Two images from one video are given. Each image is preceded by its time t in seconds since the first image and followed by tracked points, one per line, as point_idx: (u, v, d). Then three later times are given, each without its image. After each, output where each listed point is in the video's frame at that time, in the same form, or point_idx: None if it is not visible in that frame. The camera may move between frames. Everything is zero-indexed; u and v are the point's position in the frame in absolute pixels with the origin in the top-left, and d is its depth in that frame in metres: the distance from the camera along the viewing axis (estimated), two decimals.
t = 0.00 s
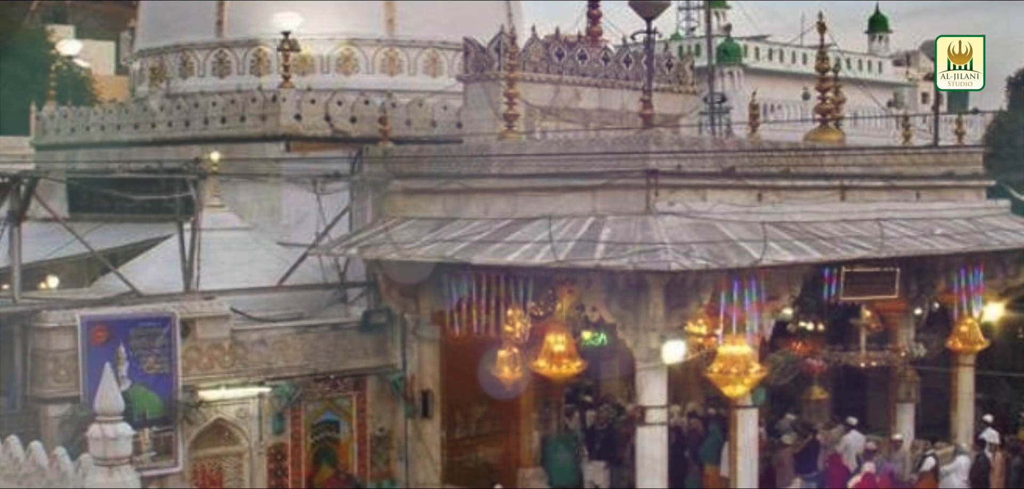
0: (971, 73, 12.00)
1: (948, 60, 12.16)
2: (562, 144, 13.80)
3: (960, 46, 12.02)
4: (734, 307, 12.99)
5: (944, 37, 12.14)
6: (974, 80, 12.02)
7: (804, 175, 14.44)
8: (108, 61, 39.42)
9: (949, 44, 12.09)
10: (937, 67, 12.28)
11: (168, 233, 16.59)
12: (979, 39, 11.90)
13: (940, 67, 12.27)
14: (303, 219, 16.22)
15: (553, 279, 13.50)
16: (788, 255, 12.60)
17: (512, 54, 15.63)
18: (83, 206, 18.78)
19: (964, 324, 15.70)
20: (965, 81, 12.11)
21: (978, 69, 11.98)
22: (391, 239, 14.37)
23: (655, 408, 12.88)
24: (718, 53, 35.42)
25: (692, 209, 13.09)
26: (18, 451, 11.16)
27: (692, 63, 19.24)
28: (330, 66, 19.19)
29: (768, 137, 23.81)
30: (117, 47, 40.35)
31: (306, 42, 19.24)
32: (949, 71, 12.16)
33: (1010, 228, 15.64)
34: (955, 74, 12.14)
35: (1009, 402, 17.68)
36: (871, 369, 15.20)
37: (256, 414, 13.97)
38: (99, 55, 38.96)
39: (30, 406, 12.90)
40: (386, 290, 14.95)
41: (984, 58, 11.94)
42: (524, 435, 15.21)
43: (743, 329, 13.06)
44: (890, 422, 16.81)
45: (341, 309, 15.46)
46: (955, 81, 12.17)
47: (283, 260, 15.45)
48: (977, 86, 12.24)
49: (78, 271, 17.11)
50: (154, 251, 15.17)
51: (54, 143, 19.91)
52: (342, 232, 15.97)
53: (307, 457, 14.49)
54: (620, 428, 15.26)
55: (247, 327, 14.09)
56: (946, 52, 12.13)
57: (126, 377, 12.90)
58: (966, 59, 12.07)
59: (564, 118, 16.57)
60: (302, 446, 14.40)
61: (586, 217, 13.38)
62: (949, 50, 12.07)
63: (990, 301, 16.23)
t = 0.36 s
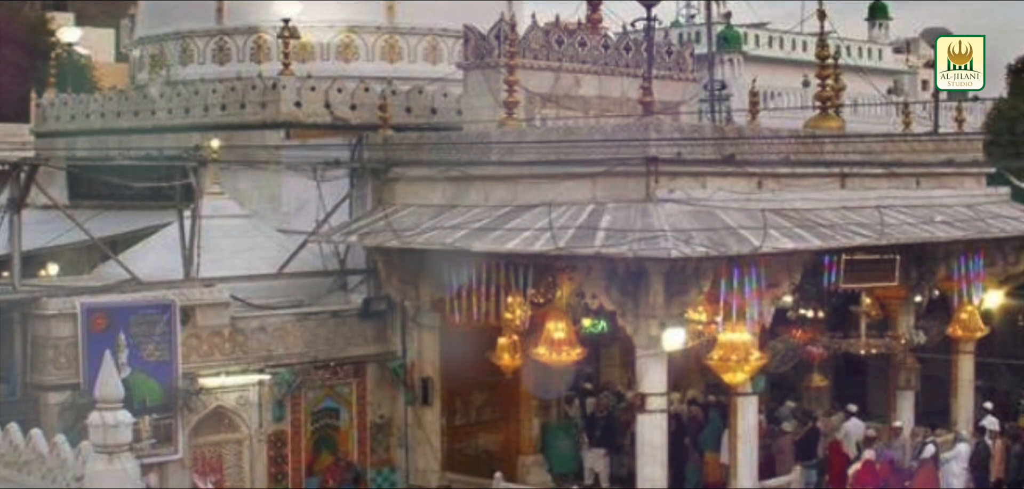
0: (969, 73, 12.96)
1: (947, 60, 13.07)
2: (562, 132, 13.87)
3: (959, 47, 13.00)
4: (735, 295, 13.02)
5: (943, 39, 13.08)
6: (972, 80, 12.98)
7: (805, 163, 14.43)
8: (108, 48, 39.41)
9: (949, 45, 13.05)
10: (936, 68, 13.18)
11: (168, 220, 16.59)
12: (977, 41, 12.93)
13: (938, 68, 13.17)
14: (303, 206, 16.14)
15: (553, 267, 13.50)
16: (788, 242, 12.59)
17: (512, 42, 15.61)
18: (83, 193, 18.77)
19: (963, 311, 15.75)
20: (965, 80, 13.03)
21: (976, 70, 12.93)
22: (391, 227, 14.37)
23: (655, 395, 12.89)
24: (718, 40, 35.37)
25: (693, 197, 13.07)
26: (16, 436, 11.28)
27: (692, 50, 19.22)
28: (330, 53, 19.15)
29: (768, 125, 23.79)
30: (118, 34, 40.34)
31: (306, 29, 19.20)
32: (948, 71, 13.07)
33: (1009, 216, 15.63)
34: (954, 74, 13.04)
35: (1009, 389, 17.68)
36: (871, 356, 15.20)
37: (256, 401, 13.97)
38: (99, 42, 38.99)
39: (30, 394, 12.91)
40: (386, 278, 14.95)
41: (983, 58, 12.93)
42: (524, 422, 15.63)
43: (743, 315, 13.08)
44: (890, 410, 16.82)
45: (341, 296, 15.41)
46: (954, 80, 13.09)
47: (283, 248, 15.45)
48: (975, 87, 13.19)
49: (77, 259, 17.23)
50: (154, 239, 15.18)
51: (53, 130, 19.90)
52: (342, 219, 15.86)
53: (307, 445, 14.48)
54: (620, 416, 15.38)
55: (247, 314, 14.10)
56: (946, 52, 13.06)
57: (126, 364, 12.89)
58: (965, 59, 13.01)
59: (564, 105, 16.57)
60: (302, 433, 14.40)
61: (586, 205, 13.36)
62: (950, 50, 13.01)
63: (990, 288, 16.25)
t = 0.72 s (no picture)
0: (970, 73, 12.03)
1: (947, 60, 12.13)
2: (562, 119, 13.79)
3: (960, 46, 12.04)
4: (735, 282, 13.04)
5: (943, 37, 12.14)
6: (974, 80, 12.05)
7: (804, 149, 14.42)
8: (109, 36, 39.38)
9: (949, 44, 12.10)
10: (935, 68, 12.21)
11: (168, 207, 16.58)
12: (979, 39, 11.99)
13: (937, 67, 12.20)
14: (303, 193, 16.05)
15: (554, 254, 13.40)
16: (788, 229, 12.59)
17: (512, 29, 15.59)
18: (83, 180, 18.76)
19: (963, 298, 15.74)
20: (967, 81, 12.07)
21: (978, 70, 12.01)
22: (391, 214, 14.38)
23: (655, 383, 12.89)
24: (718, 28, 35.28)
25: (693, 184, 13.08)
26: (16, 423, 11.31)
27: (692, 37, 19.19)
28: (330, 40, 19.14)
29: (767, 112, 23.74)
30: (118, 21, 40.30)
31: (306, 17, 19.20)
32: (949, 72, 12.11)
33: (1009, 203, 15.62)
34: (955, 74, 12.07)
35: (1010, 377, 17.67)
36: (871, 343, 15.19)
37: (256, 389, 13.99)
38: (99, 30, 38.96)
39: (30, 381, 12.92)
40: (386, 265, 14.94)
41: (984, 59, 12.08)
42: (524, 409, 15.68)
43: (743, 303, 13.10)
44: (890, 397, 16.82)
45: (342, 283, 15.41)
46: (955, 81, 12.11)
47: (283, 235, 15.48)
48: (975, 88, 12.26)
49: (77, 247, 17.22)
50: (154, 227, 15.19)
51: (54, 118, 19.89)
52: (341, 207, 15.79)
53: (307, 432, 14.50)
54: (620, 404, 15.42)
55: (247, 301, 14.08)
56: (946, 52, 12.11)
57: (127, 352, 12.83)
58: (966, 59, 12.07)
59: (564, 93, 16.55)
60: (302, 420, 14.43)
61: (586, 192, 13.38)
62: (949, 49, 12.06)
63: (990, 275, 16.25)
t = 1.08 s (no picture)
0: (970, 73, 11.76)
1: (947, 60, 11.90)
2: (562, 107, 13.88)
3: (960, 46, 11.87)
4: (735, 269, 13.02)
5: (943, 36, 11.94)
6: (974, 80, 11.76)
7: (804, 136, 14.42)
8: (109, 23, 39.30)
9: (949, 44, 11.90)
10: (935, 68, 11.93)
11: (168, 195, 16.56)
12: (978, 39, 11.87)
13: (936, 68, 11.91)
14: (303, 181, 16.10)
15: (553, 242, 13.38)
16: (788, 217, 12.58)
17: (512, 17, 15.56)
18: (83, 168, 18.73)
19: (963, 285, 15.75)
20: (966, 80, 11.75)
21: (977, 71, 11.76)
22: (391, 202, 14.34)
23: (655, 370, 12.90)
24: (718, 15, 35.24)
25: (693, 172, 13.09)
26: (16, 411, 11.35)
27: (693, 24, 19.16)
28: (330, 27, 19.11)
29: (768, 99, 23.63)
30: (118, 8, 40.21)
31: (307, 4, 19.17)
32: (948, 71, 11.81)
33: (1009, 191, 15.61)
34: (955, 74, 11.78)
35: (1009, 364, 17.68)
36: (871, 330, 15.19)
37: (256, 376, 14.00)
38: (99, 17, 38.89)
39: (30, 368, 12.92)
40: (386, 253, 14.95)
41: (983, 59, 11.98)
42: (524, 396, 15.68)
43: (743, 290, 13.09)
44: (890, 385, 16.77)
45: (342, 271, 15.41)
46: (955, 81, 11.78)
47: (283, 223, 15.46)
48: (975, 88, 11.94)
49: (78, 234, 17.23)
50: (154, 214, 15.20)
51: (53, 105, 19.86)
52: (342, 194, 15.93)
53: (307, 419, 14.52)
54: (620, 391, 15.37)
55: (247, 288, 14.06)
56: (946, 52, 11.91)
57: (127, 339, 12.85)
58: (965, 59, 11.88)
59: (564, 80, 16.55)
60: (302, 408, 14.46)
61: (586, 179, 13.34)
62: (949, 49, 11.87)
63: (990, 263, 16.24)
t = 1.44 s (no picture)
0: (970, 73, 12.30)
1: (947, 60, 12.26)
2: (563, 93, 13.79)
3: (960, 47, 12.25)
4: (735, 257, 13.00)
5: (943, 38, 12.17)
6: (971, 80, 12.35)
7: (805, 123, 14.40)
8: (109, 10, 39.22)
9: (949, 45, 12.20)
10: (934, 67, 12.31)
11: (168, 182, 16.57)
12: (978, 39, 12.24)
13: (936, 65, 12.29)
14: (303, 168, 16.18)
15: (553, 228, 13.49)
16: (788, 204, 12.58)
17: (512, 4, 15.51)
18: (83, 154, 18.73)
19: (963, 273, 15.76)
20: (966, 81, 12.30)
21: (977, 71, 12.30)
22: (392, 189, 14.35)
23: (655, 357, 12.91)
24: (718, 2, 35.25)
25: (693, 159, 13.09)
26: (16, 399, 11.39)
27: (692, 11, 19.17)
28: (330, 15, 19.09)
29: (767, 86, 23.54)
30: None
31: None
32: (948, 71, 12.29)
33: (1009, 178, 15.60)
34: (955, 74, 12.29)
35: (1009, 351, 17.70)
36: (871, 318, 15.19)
37: (256, 363, 13.99)
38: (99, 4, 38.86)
39: (30, 355, 12.94)
40: (386, 240, 14.89)
41: (981, 57, 12.42)
42: (524, 383, 15.82)
43: (743, 277, 13.07)
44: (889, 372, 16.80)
45: (342, 258, 15.39)
46: (954, 81, 12.33)
47: (283, 210, 15.48)
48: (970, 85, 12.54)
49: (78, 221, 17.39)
50: (154, 201, 15.21)
51: (53, 93, 19.85)
52: (342, 181, 15.91)
53: (307, 406, 14.55)
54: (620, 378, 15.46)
55: (247, 275, 14.07)
56: (946, 52, 12.23)
57: (126, 326, 12.91)
58: (965, 59, 12.31)
59: (564, 68, 16.57)
60: (302, 395, 14.48)
61: (586, 166, 13.34)
62: (951, 49, 12.22)
63: (990, 250, 16.25)
